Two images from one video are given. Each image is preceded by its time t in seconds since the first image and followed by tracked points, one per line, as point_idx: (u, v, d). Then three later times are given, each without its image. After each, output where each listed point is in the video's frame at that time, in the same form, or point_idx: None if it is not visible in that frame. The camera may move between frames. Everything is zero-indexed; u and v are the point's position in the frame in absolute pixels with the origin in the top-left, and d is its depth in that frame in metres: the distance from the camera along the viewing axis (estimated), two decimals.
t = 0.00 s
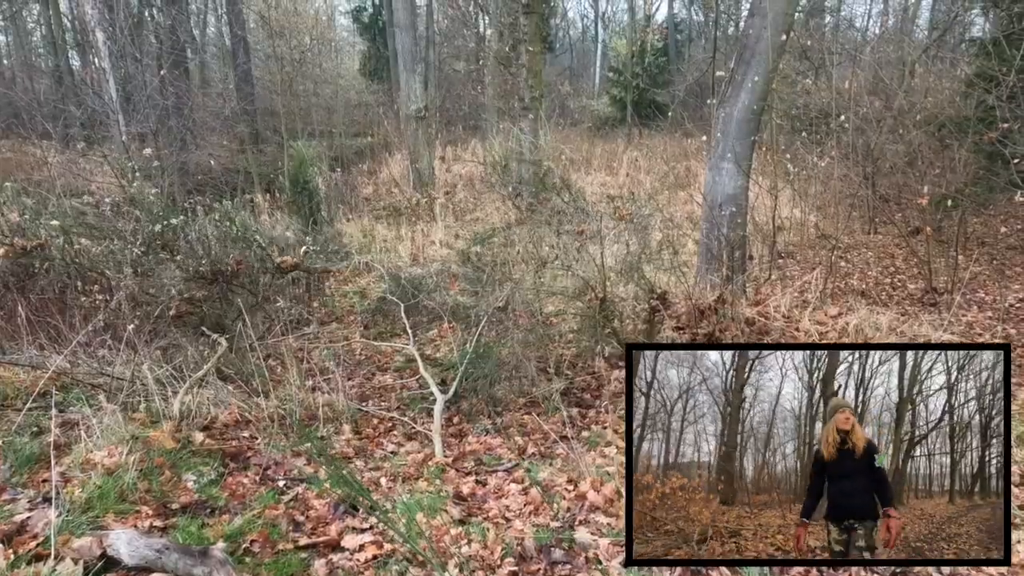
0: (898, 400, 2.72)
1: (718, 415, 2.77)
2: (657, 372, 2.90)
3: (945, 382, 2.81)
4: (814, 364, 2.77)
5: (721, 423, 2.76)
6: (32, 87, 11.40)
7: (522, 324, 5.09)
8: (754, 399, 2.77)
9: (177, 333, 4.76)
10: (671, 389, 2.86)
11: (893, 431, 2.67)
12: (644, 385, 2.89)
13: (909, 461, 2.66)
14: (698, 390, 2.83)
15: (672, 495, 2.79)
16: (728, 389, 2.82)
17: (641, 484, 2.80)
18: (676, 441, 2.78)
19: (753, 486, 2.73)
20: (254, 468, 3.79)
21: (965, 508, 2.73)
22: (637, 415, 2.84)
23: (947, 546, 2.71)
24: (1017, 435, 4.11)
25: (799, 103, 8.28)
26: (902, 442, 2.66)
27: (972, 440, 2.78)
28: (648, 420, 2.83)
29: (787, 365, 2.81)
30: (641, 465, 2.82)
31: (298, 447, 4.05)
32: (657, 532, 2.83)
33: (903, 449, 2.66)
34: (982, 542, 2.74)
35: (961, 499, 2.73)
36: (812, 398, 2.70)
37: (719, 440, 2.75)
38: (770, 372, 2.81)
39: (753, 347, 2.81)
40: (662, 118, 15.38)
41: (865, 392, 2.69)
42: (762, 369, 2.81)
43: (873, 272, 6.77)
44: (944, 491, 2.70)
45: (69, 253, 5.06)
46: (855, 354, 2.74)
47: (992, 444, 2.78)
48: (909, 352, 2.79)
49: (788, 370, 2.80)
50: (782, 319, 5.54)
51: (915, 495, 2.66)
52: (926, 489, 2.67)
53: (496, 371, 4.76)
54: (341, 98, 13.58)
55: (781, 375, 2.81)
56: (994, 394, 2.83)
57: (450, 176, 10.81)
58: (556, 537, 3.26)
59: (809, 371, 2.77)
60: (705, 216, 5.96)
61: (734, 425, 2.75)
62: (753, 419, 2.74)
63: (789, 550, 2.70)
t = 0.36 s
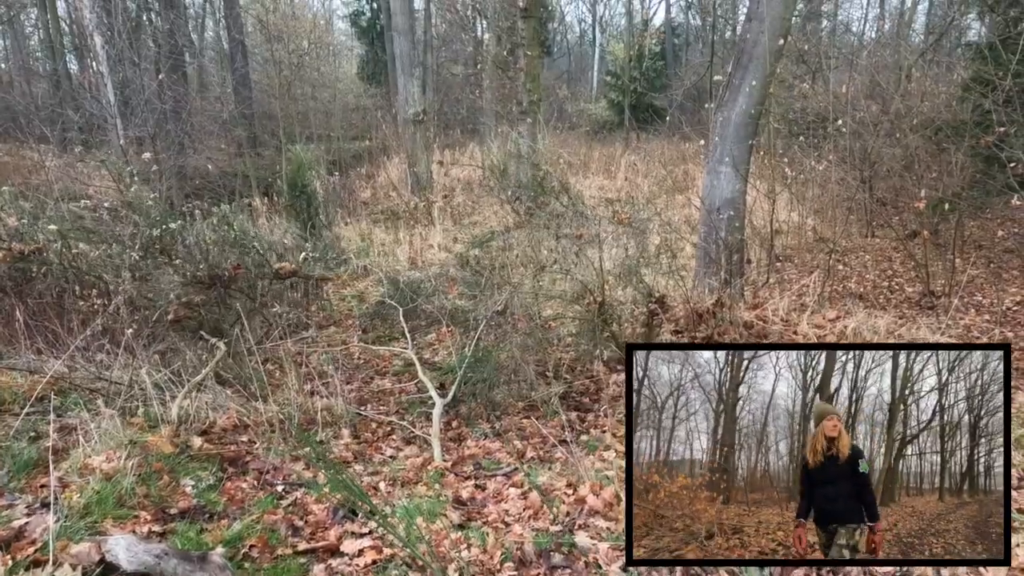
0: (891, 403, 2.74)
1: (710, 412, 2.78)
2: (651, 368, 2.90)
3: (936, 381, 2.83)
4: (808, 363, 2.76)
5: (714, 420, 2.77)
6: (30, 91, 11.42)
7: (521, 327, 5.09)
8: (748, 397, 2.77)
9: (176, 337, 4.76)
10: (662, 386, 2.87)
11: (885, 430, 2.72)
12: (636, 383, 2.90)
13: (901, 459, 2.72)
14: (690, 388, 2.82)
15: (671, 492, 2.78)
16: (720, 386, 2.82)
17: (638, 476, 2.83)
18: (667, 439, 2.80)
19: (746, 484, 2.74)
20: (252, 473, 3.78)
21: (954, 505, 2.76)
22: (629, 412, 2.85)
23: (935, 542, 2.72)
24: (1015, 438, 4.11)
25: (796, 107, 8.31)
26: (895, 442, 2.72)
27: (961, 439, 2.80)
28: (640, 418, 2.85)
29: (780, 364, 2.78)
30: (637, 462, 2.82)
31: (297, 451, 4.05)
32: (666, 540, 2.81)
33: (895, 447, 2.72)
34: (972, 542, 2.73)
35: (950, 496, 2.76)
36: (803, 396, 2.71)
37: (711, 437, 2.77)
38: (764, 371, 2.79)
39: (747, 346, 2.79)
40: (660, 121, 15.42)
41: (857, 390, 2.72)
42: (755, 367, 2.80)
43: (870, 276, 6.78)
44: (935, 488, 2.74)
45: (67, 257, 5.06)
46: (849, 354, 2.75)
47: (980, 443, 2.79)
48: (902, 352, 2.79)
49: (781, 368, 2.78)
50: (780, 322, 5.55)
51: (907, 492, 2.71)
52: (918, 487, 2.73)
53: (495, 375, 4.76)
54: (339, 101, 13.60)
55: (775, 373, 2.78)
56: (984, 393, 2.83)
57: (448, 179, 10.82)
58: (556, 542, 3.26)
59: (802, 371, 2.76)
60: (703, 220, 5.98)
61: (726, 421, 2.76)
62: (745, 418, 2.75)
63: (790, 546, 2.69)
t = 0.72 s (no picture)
0: (882, 404, 2.73)
1: (700, 409, 2.82)
2: (644, 369, 2.95)
3: (926, 382, 2.84)
4: (800, 362, 2.75)
5: (702, 417, 2.81)
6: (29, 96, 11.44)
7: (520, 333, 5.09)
8: (740, 395, 2.80)
9: (174, 343, 4.75)
10: (651, 382, 2.91)
11: (877, 430, 2.71)
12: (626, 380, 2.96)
13: (890, 458, 2.74)
14: (679, 384, 2.88)
15: (669, 491, 2.79)
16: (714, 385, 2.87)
17: (638, 476, 2.80)
18: (655, 435, 2.81)
19: (737, 482, 2.74)
20: (250, 480, 3.77)
21: (941, 503, 2.77)
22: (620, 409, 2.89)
23: (924, 537, 2.75)
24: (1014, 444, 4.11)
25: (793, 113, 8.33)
26: (886, 442, 2.73)
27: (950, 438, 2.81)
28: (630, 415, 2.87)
29: (772, 362, 2.81)
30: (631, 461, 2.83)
31: (295, 458, 4.04)
32: (673, 536, 2.81)
33: (885, 447, 2.73)
34: (959, 537, 2.77)
35: (938, 494, 2.78)
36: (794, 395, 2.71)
37: (701, 434, 2.80)
38: (756, 369, 2.84)
39: (739, 346, 2.84)
40: (658, 127, 15.48)
41: (849, 390, 2.70)
42: (748, 367, 2.83)
43: (869, 281, 6.79)
44: (923, 486, 2.76)
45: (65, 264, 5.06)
46: (842, 353, 2.75)
47: (967, 443, 2.81)
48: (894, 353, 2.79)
49: (774, 367, 2.80)
50: (779, 327, 5.55)
51: (896, 490, 2.73)
52: (907, 486, 2.74)
53: (494, 381, 4.75)
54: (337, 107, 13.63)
55: (767, 372, 2.82)
56: (972, 394, 2.85)
57: (447, 185, 10.84)
58: (555, 549, 3.24)
59: (795, 370, 2.76)
60: (701, 225, 5.99)
61: (715, 417, 2.80)
62: (736, 416, 2.77)
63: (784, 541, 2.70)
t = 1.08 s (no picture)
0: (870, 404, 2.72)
1: (688, 406, 2.84)
2: (631, 366, 2.93)
3: (913, 384, 2.79)
4: (790, 360, 2.75)
5: (690, 414, 2.83)
6: (30, 103, 11.47)
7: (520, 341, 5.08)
8: (730, 392, 2.80)
9: (174, 351, 4.75)
10: (639, 380, 2.91)
11: (866, 430, 2.71)
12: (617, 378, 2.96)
13: (880, 458, 2.73)
14: (666, 381, 2.89)
15: (669, 488, 2.81)
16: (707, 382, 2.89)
17: (641, 473, 2.82)
18: (642, 433, 2.82)
19: (728, 481, 2.75)
20: (251, 491, 3.76)
21: (928, 500, 2.79)
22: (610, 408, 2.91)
23: (911, 532, 2.79)
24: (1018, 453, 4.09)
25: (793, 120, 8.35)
26: (875, 442, 2.72)
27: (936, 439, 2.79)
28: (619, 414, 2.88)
29: (763, 360, 2.80)
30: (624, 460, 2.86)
31: (295, 469, 4.03)
32: (678, 532, 2.83)
33: (874, 447, 2.72)
34: (944, 533, 2.78)
35: (924, 491, 2.79)
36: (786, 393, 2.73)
37: (688, 431, 2.82)
38: (746, 368, 2.83)
39: (731, 345, 2.82)
40: (658, 134, 15.51)
41: (840, 392, 2.69)
42: (738, 366, 2.82)
43: (869, 288, 6.78)
44: (910, 485, 2.78)
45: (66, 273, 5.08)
46: (833, 354, 2.73)
47: (953, 443, 2.78)
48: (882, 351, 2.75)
49: (765, 364, 2.79)
50: (780, 336, 5.54)
51: (885, 488, 2.74)
52: (894, 484, 2.76)
53: (495, 390, 4.75)
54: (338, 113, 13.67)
55: (758, 369, 2.81)
56: (957, 395, 2.79)
57: (448, 191, 10.85)
58: (557, 561, 3.23)
59: (786, 369, 2.77)
60: (702, 233, 5.99)
61: (703, 414, 2.83)
62: (726, 413, 2.77)
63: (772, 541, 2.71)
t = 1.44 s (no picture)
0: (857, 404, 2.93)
1: (671, 403, 2.96)
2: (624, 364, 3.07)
3: (901, 383, 2.96)
4: (780, 359, 2.90)
5: (675, 411, 2.94)
6: (33, 107, 11.49)
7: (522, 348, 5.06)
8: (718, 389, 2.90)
9: (176, 360, 4.74)
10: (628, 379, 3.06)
11: (853, 429, 2.91)
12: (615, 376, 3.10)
13: (867, 456, 2.90)
14: (650, 377, 3.02)
15: (659, 486, 2.92)
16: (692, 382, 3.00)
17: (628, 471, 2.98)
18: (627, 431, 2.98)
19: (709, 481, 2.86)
20: (251, 502, 3.74)
21: (913, 498, 2.91)
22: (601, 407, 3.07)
23: (895, 529, 2.90)
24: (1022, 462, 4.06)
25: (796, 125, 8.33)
26: (862, 439, 2.91)
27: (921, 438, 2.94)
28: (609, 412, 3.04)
29: (752, 359, 2.89)
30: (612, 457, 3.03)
31: (295, 480, 4.01)
32: (670, 531, 2.93)
33: (861, 445, 2.90)
34: (926, 529, 2.90)
35: (909, 489, 2.91)
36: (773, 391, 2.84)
37: (672, 429, 2.94)
38: (735, 365, 2.91)
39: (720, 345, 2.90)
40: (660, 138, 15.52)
41: (828, 391, 2.91)
42: (726, 363, 2.91)
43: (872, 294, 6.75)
44: (897, 483, 2.90)
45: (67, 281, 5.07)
46: (823, 355, 2.95)
47: (937, 441, 2.92)
48: (870, 352, 2.94)
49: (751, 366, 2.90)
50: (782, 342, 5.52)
51: (871, 486, 2.88)
52: (881, 482, 2.89)
53: (496, 398, 4.73)
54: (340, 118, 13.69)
55: (746, 366, 2.90)
56: (942, 396, 2.96)
57: (449, 196, 10.86)
58: None
59: (775, 367, 2.90)
60: (704, 240, 5.98)
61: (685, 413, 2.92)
62: (714, 412, 2.88)
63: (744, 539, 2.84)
